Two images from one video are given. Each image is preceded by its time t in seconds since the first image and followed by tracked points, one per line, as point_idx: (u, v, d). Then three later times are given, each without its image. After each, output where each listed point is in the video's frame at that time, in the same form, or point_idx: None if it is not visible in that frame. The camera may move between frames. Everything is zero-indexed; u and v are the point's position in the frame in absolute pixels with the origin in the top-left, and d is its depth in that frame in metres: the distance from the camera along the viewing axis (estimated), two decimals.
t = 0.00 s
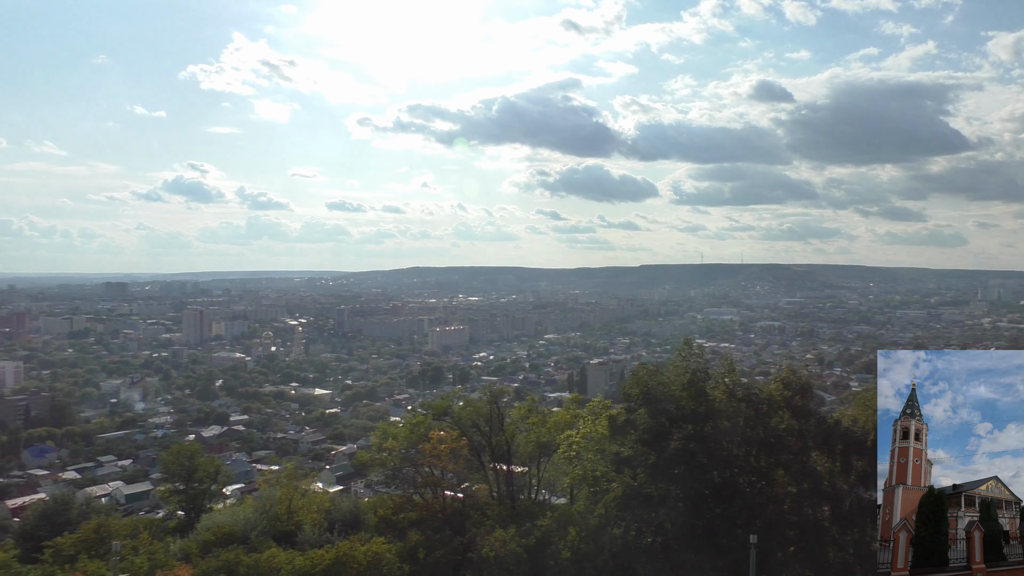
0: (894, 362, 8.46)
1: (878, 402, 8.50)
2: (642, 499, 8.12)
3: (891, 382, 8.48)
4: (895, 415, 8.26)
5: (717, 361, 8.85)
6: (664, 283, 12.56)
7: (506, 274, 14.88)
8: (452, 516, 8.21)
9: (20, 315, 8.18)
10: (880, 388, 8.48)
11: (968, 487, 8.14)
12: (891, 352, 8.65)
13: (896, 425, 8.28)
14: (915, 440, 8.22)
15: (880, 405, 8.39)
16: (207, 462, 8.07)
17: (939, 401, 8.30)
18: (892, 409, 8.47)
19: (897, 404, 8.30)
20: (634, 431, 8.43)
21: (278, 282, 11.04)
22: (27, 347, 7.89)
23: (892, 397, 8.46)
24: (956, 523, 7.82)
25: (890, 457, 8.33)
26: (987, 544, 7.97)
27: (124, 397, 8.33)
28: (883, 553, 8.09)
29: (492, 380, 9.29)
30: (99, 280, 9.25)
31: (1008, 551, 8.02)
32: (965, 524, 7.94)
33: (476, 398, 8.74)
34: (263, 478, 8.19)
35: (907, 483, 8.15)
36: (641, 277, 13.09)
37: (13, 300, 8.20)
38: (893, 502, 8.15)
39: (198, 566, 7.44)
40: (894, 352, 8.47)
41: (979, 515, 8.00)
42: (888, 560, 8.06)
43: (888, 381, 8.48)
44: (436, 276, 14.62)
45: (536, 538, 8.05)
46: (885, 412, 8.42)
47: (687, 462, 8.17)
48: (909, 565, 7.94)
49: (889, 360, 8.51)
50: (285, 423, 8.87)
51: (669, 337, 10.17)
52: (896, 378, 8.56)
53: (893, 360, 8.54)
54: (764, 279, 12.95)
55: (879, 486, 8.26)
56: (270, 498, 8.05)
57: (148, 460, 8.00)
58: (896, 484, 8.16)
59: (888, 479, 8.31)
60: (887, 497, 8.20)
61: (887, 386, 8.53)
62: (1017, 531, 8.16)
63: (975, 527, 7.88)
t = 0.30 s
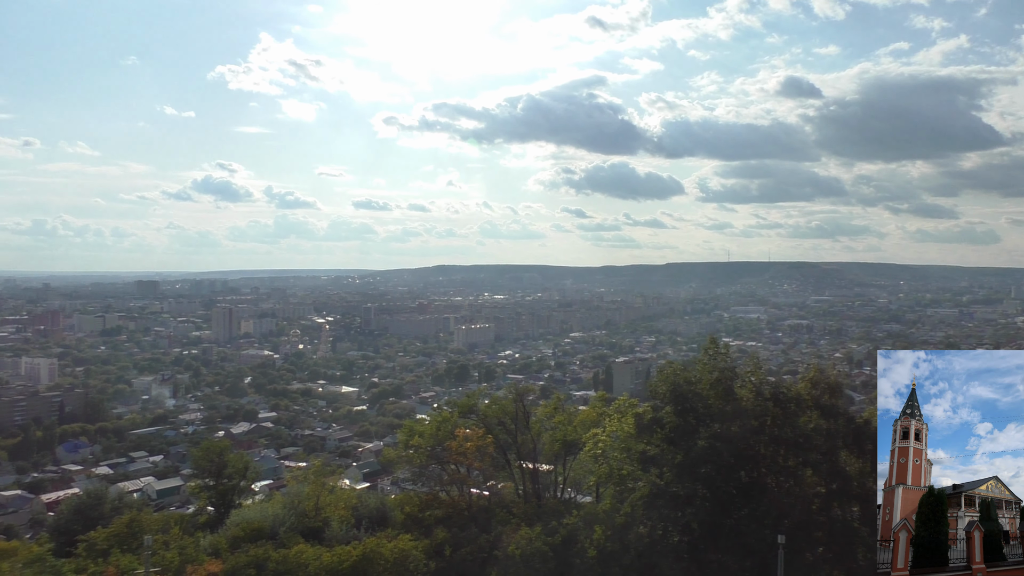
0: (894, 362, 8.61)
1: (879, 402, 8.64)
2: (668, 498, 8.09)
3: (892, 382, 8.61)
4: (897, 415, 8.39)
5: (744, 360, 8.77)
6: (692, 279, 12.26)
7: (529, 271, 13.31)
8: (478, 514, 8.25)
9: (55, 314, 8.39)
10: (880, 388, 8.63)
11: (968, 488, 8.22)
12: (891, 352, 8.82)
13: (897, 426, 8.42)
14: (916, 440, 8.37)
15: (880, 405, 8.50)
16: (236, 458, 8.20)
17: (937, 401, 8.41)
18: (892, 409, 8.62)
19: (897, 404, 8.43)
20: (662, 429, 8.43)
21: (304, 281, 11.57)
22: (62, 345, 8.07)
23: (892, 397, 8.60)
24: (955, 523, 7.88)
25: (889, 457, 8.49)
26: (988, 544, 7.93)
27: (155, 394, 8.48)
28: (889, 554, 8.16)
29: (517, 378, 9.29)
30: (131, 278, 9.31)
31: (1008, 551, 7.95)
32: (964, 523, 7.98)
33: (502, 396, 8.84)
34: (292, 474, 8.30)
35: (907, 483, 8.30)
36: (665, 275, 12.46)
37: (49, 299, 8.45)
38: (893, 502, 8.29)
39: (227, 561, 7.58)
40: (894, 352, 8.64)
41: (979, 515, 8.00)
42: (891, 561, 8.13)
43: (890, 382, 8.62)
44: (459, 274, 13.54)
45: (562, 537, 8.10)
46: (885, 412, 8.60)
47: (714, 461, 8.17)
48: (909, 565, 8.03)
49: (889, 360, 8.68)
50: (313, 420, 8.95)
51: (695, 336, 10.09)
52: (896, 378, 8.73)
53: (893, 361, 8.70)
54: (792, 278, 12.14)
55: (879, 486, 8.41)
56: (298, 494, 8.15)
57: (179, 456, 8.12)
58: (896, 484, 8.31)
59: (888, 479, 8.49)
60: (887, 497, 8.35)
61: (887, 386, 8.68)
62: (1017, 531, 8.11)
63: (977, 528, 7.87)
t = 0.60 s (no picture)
0: (894, 362, 8.30)
1: (879, 402, 8.39)
2: (694, 498, 8.09)
3: (892, 382, 8.31)
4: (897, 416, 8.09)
5: (770, 358, 8.69)
6: (719, 277, 12.13)
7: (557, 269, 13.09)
8: (504, 512, 8.26)
9: (87, 312, 8.56)
10: (880, 388, 8.35)
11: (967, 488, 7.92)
12: (891, 351, 8.49)
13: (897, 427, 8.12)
14: (916, 440, 8.07)
15: (879, 405, 8.27)
16: (264, 455, 8.29)
17: (938, 401, 8.12)
18: (892, 409, 8.34)
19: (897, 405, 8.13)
20: (688, 429, 8.44)
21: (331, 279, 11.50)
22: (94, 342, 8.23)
23: (892, 397, 8.32)
24: (955, 522, 7.58)
25: (889, 457, 8.22)
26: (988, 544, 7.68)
27: (184, 390, 8.56)
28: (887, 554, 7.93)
29: (543, 376, 9.28)
30: (161, 277, 9.30)
31: (1008, 551, 7.68)
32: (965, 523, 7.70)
33: (527, 394, 8.78)
34: (318, 471, 8.37)
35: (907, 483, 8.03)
36: (692, 273, 12.36)
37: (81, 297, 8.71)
38: (893, 502, 8.04)
39: (256, 556, 7.71)
40: (894, 352, 8.31)
41: (979, 515, 7.71)
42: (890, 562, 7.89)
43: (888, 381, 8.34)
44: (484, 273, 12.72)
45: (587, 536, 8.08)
46: (885, 412, 8.31)
47: (741, 460, 8.14)
48: (909, 566, 7.74)
49: (889, 359, 8.37)
50: (339, 418, 8.94)
51: (723, 335, 9.96)
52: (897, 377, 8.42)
53: (894, 360, 8.38)
54: (820, 276, 11.97)
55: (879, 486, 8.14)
56: (325, 491, 8.21)
57: (209, 452, 8.20)
58: (896, 483, 8.03)
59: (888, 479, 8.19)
60: (887, 497, 8.10)
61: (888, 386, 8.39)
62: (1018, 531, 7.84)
63: (975, 528, 7.57)
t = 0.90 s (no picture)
0: (894, 362, 8.28)
1: (879, 402, 8.35)
2: (720, 498, 8.14)
3: (892, 381, 8.29)
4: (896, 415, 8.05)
5: (798, 357, 8.57)
6: (745, 276, 12.04)
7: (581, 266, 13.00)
8: (528, 510, 8.28)
9: (117, 310, 8.73)
10: (880, 387, 8.33)
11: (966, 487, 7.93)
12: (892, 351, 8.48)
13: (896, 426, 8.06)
14: (916, 440, 8.00)
15: (879, 405, 8.24)
16: (291, 453, 8.36)
17: (938, 401, 8.09)
18: (892, 409, 8.31)
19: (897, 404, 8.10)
20: (713, 428, 8.41)
21: (358, 278, 11.39)
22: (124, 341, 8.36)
23: (892, 397, 8.27)
24: (955, 523, 7.60)
25: (889, 457, 8.10)
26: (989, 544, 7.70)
27: (212, 388, 8.67)
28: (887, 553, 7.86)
29: (567, 375, 9.23)
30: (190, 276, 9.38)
31: (1008, 551, 7.70)
32: (965, 523, 7.70)
33: (552, 393, 8.73)
34: (344, 469, 8.41)
35: (907, 483, 7.95)
36: (719, 270, 12.21)
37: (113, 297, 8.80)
38: (893, 502, 7.95)
39: (283, 553, 7.78)
40: (894, 352, 8.28)
41: (979, 516, 7.74)
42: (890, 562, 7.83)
43: (887, 381, 8.31)
44: (511, 269, 12.54)
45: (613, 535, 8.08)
46: (885, 412, 8.30)
47: (768, 460, 8.17)
48: (910, 566, 7.71)
49: (889, 359, 8.35)
50: (365, 416, 8.98)
51: (750, 334, 9.86)
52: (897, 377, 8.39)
53: (894, 360, 8.36)
54: (848, 274, 11.77)
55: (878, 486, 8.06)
56: (351, 489, 8.26)
57: (236, 450, 8.34)
58: (896, 483, 7.96)
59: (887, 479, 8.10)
60: (887, 497, 8.00)
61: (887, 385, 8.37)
62: (1018, 531, 7.84)
63: (976, 528, 7.63)
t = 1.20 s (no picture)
0: (894, 362, 7.94)
1: (879, 402, 8.07)
2: (746, 496, 8.12)
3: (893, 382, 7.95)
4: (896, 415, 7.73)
5: (827, 355, 8.53)
6: (773, 274, 11.93)
7: (607, 265, 13.04)
8: (554, 508, 8.26)
9: (147, 308, 8.86)
10: (881, 387, 8.03)
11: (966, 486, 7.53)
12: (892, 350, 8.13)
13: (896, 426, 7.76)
14: (916, 440, 7.67)
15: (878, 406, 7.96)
16: (317, 449, 8.40)
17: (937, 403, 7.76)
18: (893, 409, 8.02)
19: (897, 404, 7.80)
20: (740, 428, 8.43)
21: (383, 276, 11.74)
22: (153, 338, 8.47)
23: (893, 397, 7.96)
24: (955, 523, 7.21)
25: (890, 457, 7.81)
26: (989, 544, 7.26)
27: (239, 385, 8.79)
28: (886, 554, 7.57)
29: (592, 373, 9.24)
30: (217, 274, 9.75)
31: (1008, 551, 7.25)
32: (965, 521, 7.31)
33: (577, 391, 8.75)
34: (370, 465, 8.45)
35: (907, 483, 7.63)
36: (745, 268, 12.10)
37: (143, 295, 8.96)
38: (893, 502, 7.66)
39: (310, 548, 7.84)
40: (893, 352, 7.93)
41: (979, 515, 7.33)
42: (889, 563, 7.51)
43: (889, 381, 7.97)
44: (536, 268, 12.67)
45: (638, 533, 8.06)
46: (886, 411, 8.00)
47: (794, 459, 8.17)
48: (910, 566, 7.34)
49: (888, 359, 8.00)
50: (390, 413, 9.07)
51: (776, 333, 9.76)
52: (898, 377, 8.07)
53: (894, 360, 8.01)
54: (877, 273, 11.62)
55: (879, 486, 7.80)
56: (377, 485, 8.30)
57: (263, 446, 8.40)
58: (896, 483, 7.66)
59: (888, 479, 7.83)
60: (887, 497, 7.73)
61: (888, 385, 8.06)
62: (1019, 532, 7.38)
63: (977, 528, 7.19)
